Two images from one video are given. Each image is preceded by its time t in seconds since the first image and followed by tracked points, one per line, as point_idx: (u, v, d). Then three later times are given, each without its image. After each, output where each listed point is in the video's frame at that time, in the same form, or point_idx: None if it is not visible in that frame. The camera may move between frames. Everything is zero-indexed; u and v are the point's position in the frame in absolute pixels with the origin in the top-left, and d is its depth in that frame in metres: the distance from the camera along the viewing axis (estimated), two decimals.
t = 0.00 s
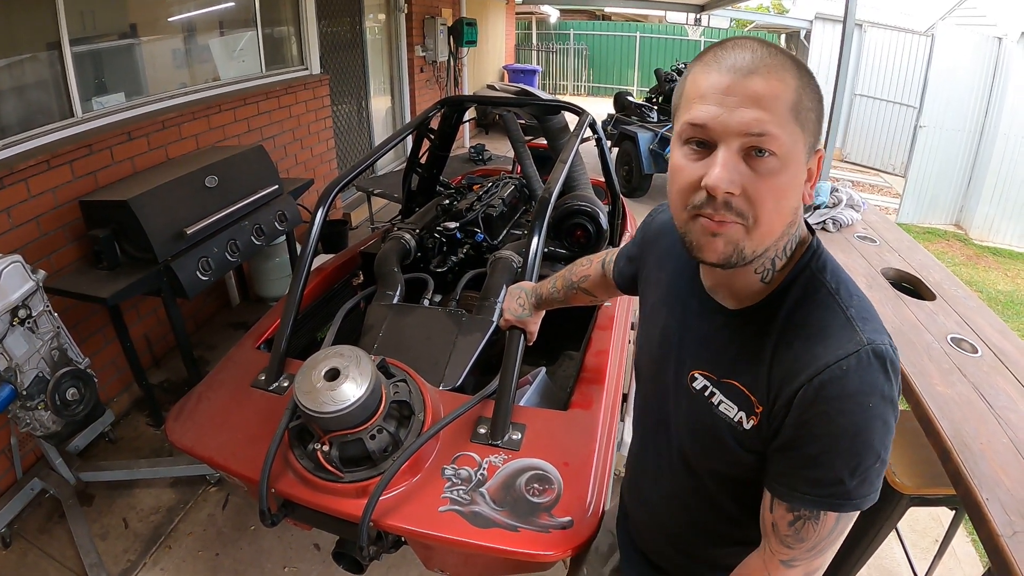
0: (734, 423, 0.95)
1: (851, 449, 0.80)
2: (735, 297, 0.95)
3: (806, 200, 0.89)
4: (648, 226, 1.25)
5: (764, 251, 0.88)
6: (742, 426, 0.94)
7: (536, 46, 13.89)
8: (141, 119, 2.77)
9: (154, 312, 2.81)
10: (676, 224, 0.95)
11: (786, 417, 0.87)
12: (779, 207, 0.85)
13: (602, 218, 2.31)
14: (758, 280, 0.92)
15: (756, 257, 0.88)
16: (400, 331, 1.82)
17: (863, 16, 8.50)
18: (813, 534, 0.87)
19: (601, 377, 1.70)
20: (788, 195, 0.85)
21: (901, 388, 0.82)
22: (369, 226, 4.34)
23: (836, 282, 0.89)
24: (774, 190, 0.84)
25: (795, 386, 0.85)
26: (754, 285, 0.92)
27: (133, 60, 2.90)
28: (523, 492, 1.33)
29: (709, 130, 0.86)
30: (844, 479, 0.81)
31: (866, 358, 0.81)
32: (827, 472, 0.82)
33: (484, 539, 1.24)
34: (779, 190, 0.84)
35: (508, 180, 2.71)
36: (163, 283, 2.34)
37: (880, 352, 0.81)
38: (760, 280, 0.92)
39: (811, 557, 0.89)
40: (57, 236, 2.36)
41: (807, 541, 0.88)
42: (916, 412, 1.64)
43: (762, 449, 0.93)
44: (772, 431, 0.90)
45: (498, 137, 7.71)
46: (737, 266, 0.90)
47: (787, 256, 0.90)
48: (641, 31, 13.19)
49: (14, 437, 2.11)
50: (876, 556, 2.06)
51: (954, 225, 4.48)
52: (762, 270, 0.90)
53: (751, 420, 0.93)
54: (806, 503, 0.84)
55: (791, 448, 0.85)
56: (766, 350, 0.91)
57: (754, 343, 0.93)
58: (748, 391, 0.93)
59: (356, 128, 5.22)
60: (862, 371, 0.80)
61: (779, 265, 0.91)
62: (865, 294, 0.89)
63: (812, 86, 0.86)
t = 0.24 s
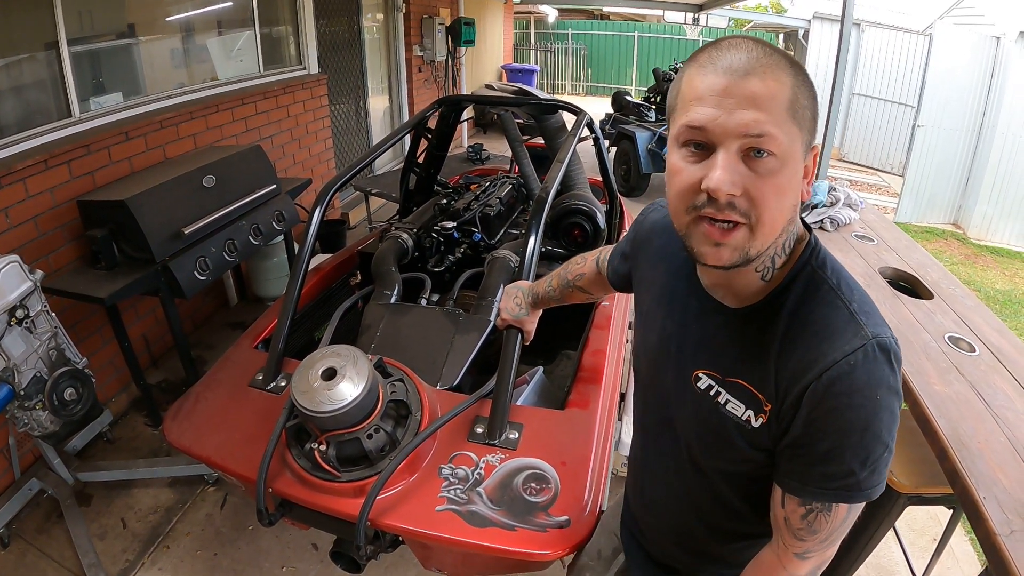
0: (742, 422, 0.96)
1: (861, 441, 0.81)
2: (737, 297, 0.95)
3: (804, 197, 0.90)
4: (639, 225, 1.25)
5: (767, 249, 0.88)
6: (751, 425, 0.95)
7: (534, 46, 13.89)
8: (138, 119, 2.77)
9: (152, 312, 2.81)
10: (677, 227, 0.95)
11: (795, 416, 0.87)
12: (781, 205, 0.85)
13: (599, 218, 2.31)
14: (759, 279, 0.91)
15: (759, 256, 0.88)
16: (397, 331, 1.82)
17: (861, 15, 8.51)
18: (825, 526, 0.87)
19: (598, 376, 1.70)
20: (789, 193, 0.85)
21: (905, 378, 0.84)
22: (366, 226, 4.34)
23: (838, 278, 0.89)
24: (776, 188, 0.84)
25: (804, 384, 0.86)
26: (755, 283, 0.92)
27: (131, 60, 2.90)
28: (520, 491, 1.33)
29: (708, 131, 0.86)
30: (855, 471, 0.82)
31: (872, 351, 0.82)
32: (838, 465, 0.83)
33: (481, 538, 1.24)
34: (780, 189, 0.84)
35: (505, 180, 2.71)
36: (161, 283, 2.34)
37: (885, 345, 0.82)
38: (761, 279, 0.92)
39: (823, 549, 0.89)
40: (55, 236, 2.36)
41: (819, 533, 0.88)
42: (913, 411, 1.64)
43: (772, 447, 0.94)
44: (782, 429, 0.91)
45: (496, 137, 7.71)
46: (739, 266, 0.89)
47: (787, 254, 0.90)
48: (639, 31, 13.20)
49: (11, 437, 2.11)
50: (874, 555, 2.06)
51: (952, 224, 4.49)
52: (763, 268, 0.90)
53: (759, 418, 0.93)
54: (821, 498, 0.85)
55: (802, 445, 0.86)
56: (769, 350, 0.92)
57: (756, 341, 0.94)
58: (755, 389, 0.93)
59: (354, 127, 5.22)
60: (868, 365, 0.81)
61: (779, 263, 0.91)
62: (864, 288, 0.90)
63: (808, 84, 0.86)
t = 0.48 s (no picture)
0: (761, 413, 0.95)
1: (879, 429, 0.81)
2: (750, 291, 0.96)
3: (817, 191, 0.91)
4: (646, 226, 1.25)
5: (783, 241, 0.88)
6: (770, 416, 0.94)
7: (532, 46, 13.90)
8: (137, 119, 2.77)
9: (150, 313, 2.81)
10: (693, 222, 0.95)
11: (815, 403, 0.87)
12: (797, 197, 0.86)
13: (598, 218, 2.31)
14: (773, 273, 0.92)
15: (775, 249, 0.89)
16: (395, 331, 1.83)
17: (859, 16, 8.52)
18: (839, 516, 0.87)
19: (596, 377, 1.70)
20: (803, 185, 0.85)
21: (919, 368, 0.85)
22: (365, 226, 4.34)
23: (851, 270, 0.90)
24: (790, 181, 0.84)
25: (823, 372, 0.86)
26: (770, 278, 0.93)
27: (129, 60, 2.90)
28: (518, 491, 1.34)
29: (722, 127, 0.87)
30: (871, 457, 0.83)
31: (889, 340, 0.82)
32: (854, 450, 0.83)
33: (479, 538, 1.24)
34: (794, 182, 0.85)
35: (504, 180, 2.72)
36: (159, 283, 2.34)
37: (902, 335, 0.83)
38: (776, 273, 0.93)
39: (835, 538, 0.90)
40: (54, 236, 2.36)
41: (833, 522, 0.88)
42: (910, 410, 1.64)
43: (790, 436, 0.93)
44: (801, 418, 0.90)
45: (494, 137, 7.72)
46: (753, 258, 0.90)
47: (801, 248, 0.91)
48: (638, 31, 13.21)
49: (10, 437, 2.11)
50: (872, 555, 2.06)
51: (951, 225, 4.53)
52: (777, 262, 0.91)
53: (779, 409, 0.93)
54: (838, 485, 0.85)
55: (819, 432, 0.86)
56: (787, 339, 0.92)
57: (771, 332, 0.94)
58: (776, 380, 0.93)
59: (352, 128, 5.23)
60: (885, 354, 0.82)
61: (793, 258, 0.92)
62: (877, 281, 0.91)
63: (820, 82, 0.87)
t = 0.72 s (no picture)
0: (771, 393, 0.94)
1: (889, 416, 0.82)
2: (755, 276, 0.97)
3: (820, 184, 0.88)
4: (660, 216, 1.22)
5: (765, 230, 0.90)
6: (780, 395, 0.93)
7: (532, 46, 13.91)
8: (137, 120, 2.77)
9: (149, 313, 2.81)
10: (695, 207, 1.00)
11: (827, 387, 0.87)
12: (772, 188, 0.87)
13: (596, 219, 2.32)
14: (779, 261, 0.93)
15: (761, 236, 0.90)
16: (394, 332, 1.83)
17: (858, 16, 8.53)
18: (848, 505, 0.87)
19: (594, 377, 1.71)
20: (782, 177, 0.86)
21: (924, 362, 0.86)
22: (364, 226, 4.35)
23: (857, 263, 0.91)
24: (763, 172, 0.86)
25: (836, 356, 0.86)
26: (779, 267, 0.94)
27: (129, 61, 2.90)
28: (516, 492, 1.34)
29: (704, 120, 0.91)
30: (880, 443, 0.83)
31: (898, 331, 0.83)
32: (864, 437, 0.83)
33: (477, 539, 1.25)
34: (769, 173, 0.86)
35: (503, 180, 2.72)
36: (158, 284, 2.34)
37: (910, 326, 0.84)
38: (782, 261, 0.93)
39: (844, 527, 0.90)
40: (53, 237, 2.36)
41: (841, 510, 0.88)
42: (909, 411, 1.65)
43: (800, 421, 0.92)
44: (814, 400, 0.89)
45: (493, 138, 7.72)
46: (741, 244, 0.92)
47: (809, 240, 0.92)
48: (637, 31, 13.22)
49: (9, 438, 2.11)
50: (870, 555, 2.07)
51: (950, 225, 4.53)
52: (782, 250, 0.92)
53: (790, 388, 0.92)
54: (846, 473, 0.85)
55: (830, 416, 0.86)
56: (798, 323, 0.91)
57: (781, 319, 0.94)
58: (788, 360, 0.92)
59: (351, 128, 5.23)
60: (894, 344, 0.83)
61: (802, 246, 0.92)
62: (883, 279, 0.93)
63: (821, 80, 0.84)
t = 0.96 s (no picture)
0: (743, 364, 0.96)
1: (852, 401, 0.82)
2: (743, 254, 1.00)
3: (781, 170, 0.90)
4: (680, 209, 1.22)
5: (731, 205, 0.96)
6: (751, 367, 0.95)
7: (533, 47, 13.90)
8: (138, 120, 2.78)
9: (150, 313, 2.82)
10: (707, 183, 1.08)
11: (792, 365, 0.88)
12: (729, 167, 0.93)
13: (597, 219, 2.32)
14: (767, 241, 0.95)
15: (731, 211, 0.97)
16: (394, 332, 1.83)
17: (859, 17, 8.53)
18: (816, 484, 0.87)
19: (595, 378, 1.71)
20: (736, 159, 0.92)
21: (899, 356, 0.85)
22: (364, 227, 4.35)
23: (841, 254, 0.91)
24: (720, 152, 0.93)
25: (803, 337, 0.87)
26: (767, 250, 0.96)
27: (130, 61, 2.91)
28: (517, 492, 1.34)
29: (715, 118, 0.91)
30: (839, 426, 0.83)
31: (871, 320, 0.83)
32: (823, 419, 0.84)
33: (477, 539, 1.25)
34: (724, 154, 0.92)
35: (504, 181, 2.72)
36: (159, 285, 2.34)
37: (884, 318, 0.84)
38: (770, 242, 0.95)
39: (814, 508, 0.90)
40: (54, 237, 2.36)
41: (810, 491, 0.88)
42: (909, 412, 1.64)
43: (770, 394, 0.94)
44: (781, 375, 0.91)
45: (494, 138, 7.72)
46: (721, 216, 0.99)
47: (795, 222, 0.93)
48: (638, 32, 13.22)
49: (10, 438, 2.11)
50: (871, 556, 2.07)
51: (950, 225, 4.55)
52: (766, 230, 0.95)
53: (760, 360, 0.93)
54: (804, 453, 0.86)
55: (791, 394, 0.87)
56: (773, 302, 0.93)
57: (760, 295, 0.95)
58: (761, 333, 0.93)
59: (352, 128, 5.23)
60: (865, 332, 0.83)
61: (788, 230, 0.93)
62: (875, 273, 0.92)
63: (791, 76, 0.86)
